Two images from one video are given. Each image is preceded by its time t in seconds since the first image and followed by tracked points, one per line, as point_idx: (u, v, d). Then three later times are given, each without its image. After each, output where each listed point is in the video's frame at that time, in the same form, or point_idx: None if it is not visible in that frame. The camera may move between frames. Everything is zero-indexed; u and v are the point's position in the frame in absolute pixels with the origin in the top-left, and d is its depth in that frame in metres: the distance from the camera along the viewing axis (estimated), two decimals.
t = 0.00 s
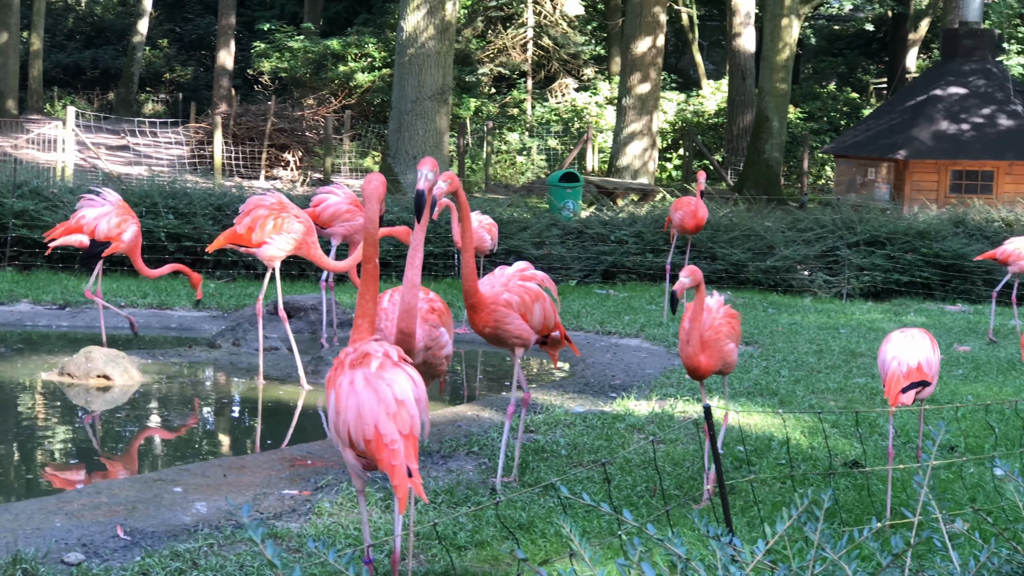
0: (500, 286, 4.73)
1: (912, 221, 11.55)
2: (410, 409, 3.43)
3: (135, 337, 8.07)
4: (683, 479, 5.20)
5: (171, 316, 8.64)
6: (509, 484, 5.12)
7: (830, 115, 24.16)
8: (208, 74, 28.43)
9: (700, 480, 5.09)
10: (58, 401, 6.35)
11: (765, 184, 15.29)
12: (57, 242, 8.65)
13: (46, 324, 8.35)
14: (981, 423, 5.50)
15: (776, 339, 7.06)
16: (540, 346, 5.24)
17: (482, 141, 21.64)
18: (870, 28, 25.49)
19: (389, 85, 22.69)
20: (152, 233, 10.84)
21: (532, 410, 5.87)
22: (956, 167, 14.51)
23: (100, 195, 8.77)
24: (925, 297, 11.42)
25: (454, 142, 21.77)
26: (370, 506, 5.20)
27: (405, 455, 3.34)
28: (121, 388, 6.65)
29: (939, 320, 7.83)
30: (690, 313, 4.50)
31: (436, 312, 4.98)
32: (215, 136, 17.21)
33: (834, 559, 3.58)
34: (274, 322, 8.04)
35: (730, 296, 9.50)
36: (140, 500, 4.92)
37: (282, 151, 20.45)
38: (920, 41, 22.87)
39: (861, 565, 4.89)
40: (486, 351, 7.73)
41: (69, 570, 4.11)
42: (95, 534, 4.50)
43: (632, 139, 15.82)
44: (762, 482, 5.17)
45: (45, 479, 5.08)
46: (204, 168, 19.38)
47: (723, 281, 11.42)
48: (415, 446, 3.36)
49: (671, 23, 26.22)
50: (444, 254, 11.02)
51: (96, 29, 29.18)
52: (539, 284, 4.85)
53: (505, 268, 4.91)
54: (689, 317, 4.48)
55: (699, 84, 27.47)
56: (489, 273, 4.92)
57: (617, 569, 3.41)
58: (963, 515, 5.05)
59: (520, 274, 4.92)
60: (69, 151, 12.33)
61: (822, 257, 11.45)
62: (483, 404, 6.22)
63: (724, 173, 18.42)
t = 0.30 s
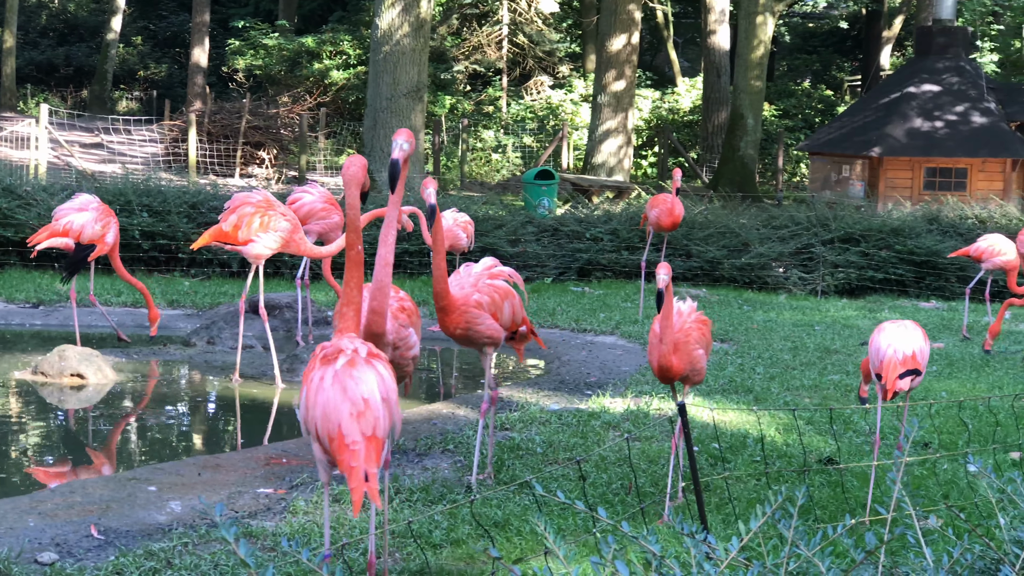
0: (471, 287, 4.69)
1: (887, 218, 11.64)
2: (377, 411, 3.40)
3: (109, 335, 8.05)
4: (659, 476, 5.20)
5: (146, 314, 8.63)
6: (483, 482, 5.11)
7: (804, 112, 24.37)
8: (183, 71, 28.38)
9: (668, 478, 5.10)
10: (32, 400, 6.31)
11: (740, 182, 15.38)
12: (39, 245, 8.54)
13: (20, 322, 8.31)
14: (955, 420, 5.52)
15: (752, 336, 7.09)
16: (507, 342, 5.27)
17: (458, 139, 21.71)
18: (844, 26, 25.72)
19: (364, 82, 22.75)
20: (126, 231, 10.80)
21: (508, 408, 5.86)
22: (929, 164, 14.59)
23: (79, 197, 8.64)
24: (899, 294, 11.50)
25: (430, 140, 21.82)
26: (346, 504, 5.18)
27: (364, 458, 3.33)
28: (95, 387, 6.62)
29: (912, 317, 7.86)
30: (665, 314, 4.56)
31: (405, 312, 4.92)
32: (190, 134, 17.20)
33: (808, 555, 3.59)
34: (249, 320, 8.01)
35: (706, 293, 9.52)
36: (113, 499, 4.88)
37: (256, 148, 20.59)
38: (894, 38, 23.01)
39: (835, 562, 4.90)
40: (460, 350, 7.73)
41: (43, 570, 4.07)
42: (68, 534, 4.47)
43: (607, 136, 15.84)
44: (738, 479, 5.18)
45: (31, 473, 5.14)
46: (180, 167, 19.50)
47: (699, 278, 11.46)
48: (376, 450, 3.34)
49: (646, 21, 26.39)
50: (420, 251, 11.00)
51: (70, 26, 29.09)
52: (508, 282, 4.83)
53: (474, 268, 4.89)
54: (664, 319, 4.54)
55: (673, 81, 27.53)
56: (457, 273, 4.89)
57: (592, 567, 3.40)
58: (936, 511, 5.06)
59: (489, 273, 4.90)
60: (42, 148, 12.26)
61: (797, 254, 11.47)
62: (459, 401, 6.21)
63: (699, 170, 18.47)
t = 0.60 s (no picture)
0: (445, 288, 4.60)
1: (863, 218, 11.69)
2: (312, 421, 3.07)
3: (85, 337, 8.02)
4: (637, 476, 5.21)
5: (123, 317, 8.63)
6: (460, 484, 5.11)
7: (781, 112, 24.52)
8: (159, 72, 28.35)
9: (643, 478, 5.11)
10: (8, 403, 6.29)
11: (717, 182, 15.43)
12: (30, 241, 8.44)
13: None
14: (931, 420, 5.53)
15: (729, 337, 7.10)
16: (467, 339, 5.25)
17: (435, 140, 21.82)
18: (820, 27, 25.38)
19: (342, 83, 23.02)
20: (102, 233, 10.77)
21: (485, 410, 5.85)
22: (906, 164, 14.54)
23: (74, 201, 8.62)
24: (875, 294, 11.53)
25: (407, 142, 21.91)
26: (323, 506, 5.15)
27: (292, 470, 3.03)
28: (72, 389, 6.59)
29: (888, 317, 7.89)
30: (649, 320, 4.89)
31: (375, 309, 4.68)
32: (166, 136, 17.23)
33: (785, 555, 3.61)
34: (227, 322, 7.98)
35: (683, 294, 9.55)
36: (90, 503, 4.86)
37: (234, 150, 20.94)
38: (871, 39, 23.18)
39: (812, 562, 4.89)
40: (438, 351, 7.73)
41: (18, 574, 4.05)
42: (45, 537, 4.44)
43: (585, 137, 15.80)
44: (715, 479, 5.18)
45: (26, 475, 5.14)
46: (156, 168, 19.57)
47: (676, 278, 11.44)
48: (305, 464, 3.03)
49: (624, 22, 26.52)
50: (398, 253, 11.02)
51: (45, 26, 28.96)
52: (478, 282, 4.80)
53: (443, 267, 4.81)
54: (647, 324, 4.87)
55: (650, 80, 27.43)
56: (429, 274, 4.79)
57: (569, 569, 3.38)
58: (912, 511, 5.08)
59: (458, 272, 4.84)
60: (17, 150, 12.20)
61: (774, 254, 11.49)
62: (437, 403, 6.19)
63: (676, 170, 18.51)
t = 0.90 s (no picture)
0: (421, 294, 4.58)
1: (839, 221, 11.67)
2: (254, 438, 2.99)
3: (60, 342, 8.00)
4: (614, 479, 5.21)
5: (99, 322, 8.63)
6: (436, 489, 5.10)
7: (757, 116, 24.56)
8: (135, 77, 28.35)
9: (618, 481, 5.12)
10: None
11: (694, 185, 15.35)
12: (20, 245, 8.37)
13: None
14: (907, 423, 5.54)
15: (706, 340, 7.09)
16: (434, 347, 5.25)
17: (413, 144, 21.88)
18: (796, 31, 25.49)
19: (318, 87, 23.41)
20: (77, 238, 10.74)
21: (462, 414, 5.87)
22: (881, 168, 14.47)
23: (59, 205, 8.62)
24: (851, 297, 11.55)
25: (385, 145, 21.96)
26: (300, 512, 5.12)
27: (234, 488, 2.98)
28: (48, 395, 6.57)
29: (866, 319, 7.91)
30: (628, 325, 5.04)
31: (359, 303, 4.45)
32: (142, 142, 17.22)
33: (761, 558, 3.61)
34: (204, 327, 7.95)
35: (660, 298, 9.57)
36: (66, 509, 4.83)
37: (211, 155, 21.00)
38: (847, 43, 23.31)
39: (788, 565, 4.89)
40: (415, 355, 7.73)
41: None
42: (19, 544, 4.42)
43: (562, 141, 15.84)
44: (691, 483, 5.19)
45: (15, 482, 5.13)
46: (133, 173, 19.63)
47: (653, 283, 11.50)
48: (244, 481, 2.95)
49: (600, 25, 26.71)
50: (376, 258, 11.03)
51: (20, 31, 28.82)
52: (451, 288, 4.82)
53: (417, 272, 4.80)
54: (628, 328, 5.03)
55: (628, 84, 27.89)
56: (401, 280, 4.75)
57: None
58: (888, 514, 5.09)
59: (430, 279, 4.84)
60: None
61: (750, 258, 11.54)
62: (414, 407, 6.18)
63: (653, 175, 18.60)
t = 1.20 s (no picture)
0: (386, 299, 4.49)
1: (814, 225, 11.74)
2: (177, 454, 2.91)
3: (32, 348, 7.96)
4: (590, 482, 5.21)
5: (71, 327, 8.61)
6: (412, 493, 5.09)
7: (731, 120, 24.67)
8: (109, 80, 28.29)
9: (593, 485, 5.12)
10: None
11: (668, 189, 15.48)
12: None
13: None
14: (879, 425, 5.56)
15: (680, 344, 7.10)
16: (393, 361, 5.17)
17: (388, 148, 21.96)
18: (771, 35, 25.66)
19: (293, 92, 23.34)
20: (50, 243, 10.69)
21: (437, 418, 5.86)
22: (855, 172, 14.43)
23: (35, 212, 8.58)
24: (825, 301, 11.58)
25: (360, 150, 22.02)
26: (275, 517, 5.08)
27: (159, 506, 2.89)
28: (20, 401, 6.52)
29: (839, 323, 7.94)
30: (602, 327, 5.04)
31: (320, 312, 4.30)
32: (115, 145, 17.16)
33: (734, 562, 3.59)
34: (178, 331, 7.91)
35: (635, 303, 9.58)
36: (38, 515, 4.79)
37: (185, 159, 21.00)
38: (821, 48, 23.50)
39: (761, 568, 4.90)
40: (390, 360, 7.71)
41: None
42: None
43: (537, 145, 15.84)
44: (665, 486, 5.20)
45: None
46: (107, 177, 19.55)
47: (628, 286, 11.54)
48: (164, 497, 2.87)
49: (575, 29, 26.89)
50: (352, 262, 11.03)
51: None
52: (414, 296, 4.76)
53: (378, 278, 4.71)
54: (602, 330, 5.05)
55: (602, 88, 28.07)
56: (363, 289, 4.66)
57: None
58: (861, 517, 5.10)
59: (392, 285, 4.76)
60: None
61: (725, 261, 11.58)
62: (388, 412, 6.14)
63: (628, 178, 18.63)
